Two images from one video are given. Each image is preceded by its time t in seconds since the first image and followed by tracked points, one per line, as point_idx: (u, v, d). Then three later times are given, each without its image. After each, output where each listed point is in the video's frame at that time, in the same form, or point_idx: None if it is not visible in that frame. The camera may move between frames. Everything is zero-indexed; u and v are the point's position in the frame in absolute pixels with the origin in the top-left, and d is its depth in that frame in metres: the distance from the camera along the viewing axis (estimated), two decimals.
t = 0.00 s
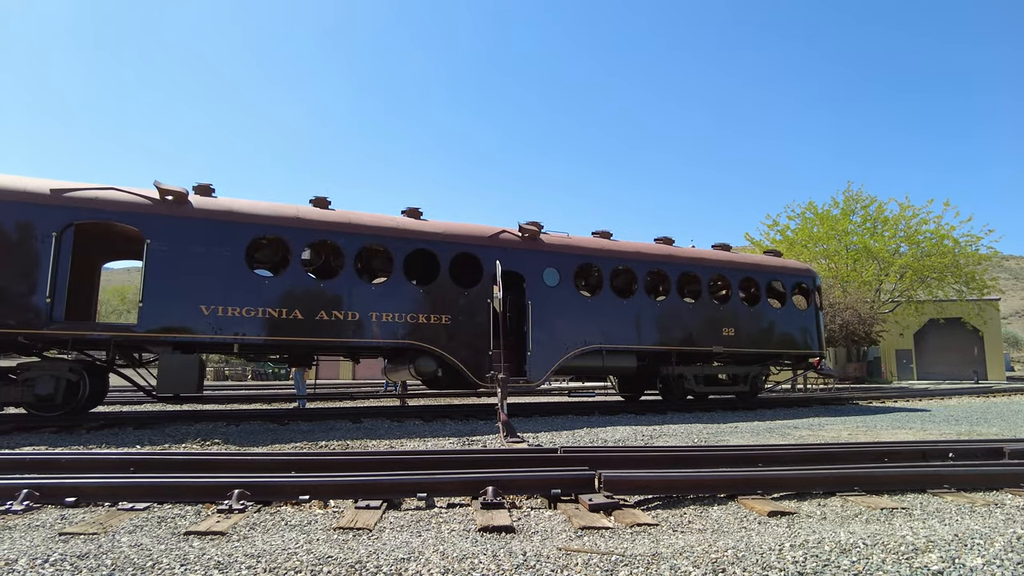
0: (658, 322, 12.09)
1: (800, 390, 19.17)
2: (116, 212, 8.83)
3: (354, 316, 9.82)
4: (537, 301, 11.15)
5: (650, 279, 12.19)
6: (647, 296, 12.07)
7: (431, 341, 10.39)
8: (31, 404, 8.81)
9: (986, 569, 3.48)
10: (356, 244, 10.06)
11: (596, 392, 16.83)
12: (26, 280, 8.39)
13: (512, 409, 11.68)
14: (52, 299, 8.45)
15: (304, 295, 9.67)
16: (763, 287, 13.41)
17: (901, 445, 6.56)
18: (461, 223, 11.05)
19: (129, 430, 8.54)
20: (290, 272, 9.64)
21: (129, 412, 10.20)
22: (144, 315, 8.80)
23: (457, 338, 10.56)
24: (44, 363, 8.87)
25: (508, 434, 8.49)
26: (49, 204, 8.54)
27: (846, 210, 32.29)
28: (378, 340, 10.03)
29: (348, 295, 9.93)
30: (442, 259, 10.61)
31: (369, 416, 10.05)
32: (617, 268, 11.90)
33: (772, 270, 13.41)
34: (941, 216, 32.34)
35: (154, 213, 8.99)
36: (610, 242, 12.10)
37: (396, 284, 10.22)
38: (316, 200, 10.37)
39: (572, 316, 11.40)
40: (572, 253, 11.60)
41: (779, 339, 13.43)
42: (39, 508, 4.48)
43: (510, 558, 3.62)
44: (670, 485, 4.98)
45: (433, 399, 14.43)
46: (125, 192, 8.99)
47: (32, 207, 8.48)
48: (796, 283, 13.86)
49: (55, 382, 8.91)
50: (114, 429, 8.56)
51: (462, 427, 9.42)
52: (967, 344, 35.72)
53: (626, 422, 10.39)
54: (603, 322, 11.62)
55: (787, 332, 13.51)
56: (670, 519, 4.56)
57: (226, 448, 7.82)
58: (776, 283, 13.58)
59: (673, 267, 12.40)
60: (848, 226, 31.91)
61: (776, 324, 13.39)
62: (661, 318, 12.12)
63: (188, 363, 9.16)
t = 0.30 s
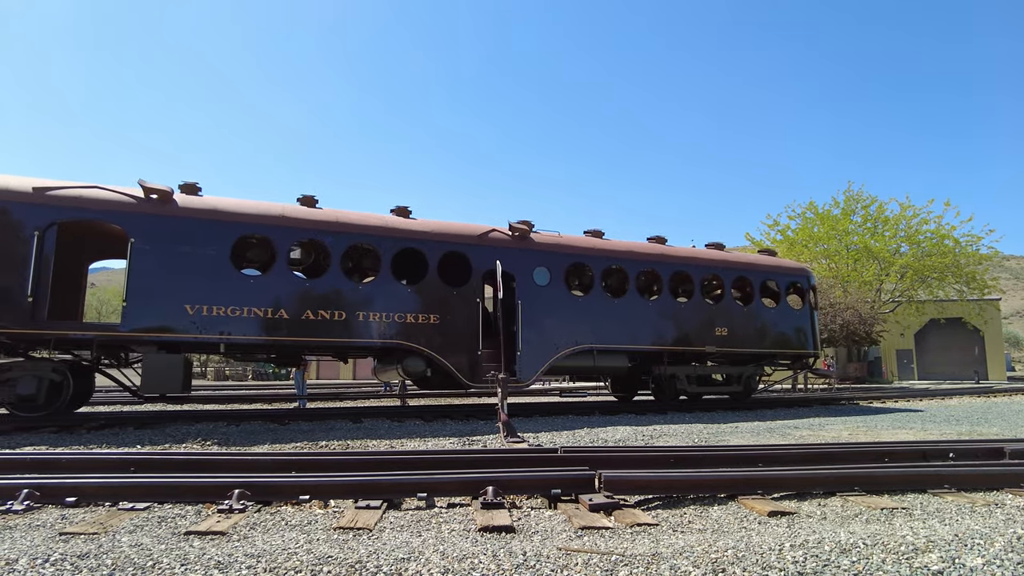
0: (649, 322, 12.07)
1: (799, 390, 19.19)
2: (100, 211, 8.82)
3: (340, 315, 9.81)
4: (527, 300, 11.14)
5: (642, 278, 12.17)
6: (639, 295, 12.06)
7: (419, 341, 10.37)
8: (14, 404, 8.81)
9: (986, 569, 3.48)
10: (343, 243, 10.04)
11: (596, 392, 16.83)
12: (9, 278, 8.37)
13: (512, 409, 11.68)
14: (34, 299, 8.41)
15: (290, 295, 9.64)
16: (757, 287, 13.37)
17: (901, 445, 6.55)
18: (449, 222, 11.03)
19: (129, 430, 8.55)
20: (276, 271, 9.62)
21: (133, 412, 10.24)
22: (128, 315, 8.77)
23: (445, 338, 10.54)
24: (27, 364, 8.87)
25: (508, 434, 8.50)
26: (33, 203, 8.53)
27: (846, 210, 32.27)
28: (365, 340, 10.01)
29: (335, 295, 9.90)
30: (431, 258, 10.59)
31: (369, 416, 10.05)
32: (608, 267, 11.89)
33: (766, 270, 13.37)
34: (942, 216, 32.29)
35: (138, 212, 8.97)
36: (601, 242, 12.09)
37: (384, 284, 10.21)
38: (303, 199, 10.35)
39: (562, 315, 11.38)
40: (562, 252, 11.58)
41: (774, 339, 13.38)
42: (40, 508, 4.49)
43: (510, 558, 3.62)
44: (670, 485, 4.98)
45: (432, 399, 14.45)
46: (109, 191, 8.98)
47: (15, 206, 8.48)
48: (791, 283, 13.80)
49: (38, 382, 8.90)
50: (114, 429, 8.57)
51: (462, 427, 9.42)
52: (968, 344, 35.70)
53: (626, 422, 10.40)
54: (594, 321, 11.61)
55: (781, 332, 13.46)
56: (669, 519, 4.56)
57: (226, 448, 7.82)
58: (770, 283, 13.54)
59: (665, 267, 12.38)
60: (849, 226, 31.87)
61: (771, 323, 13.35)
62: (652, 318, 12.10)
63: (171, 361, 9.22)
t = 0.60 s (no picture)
0: (641, 322, 12.06)
1: (799, 390, 19.20)
2: (84, 209, 8.79)
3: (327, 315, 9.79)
4: (517, 300, 11.13)
5: (633, 278, 12.15)
6: (630, 295, 12.04)
7: (408, 340, 10.34)
8: None
9: (986, 570, 3.48)
10: (331, 243, 10.01)
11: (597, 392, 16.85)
12: None
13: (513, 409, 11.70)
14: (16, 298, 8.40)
15: (277, 295, 9.61)
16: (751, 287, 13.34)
17: (901, 445, 6.55)
18: (439, 221, 10.99)
19: (130, 430, 8.56)
20: (263, 270, 9.60)
21: (134, 412, 10.27)
22: (112, 315, 8.75)
23: (434, 338, 10.51)
24: (10, 363, 8.85)
25: (508, 434, 8.50)
26: (17, 201, 8.52)
27: (847, 210, 32.24)
28: (352, 340, 9.97)
29: (323, 294, 9.86)
30: (420, 257, 10.57)
31: (370, 416, 10.06)
32: (599, 267, 11.88)
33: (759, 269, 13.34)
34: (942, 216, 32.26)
35: (123, 211, 8.94)
36: (593, 241, 12.08)
37: (372, 283, 10.17)
38: (291, 197, 10.32)
39: (553, 315, 11.38)
40: (553, 251, 11.58)
41: (769, 339, 13.36)
42: (41, 508, 4.50)
43: (510, 558, 3.62)
44: (670, 486, 4.98)
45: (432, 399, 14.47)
46: (93, 190, 8.95)
47: None
48: (786, 283, 13.79)
49: (21, 382, 8.86)
50: (115, 429, 8.59)
51: (463, 427, 9.44)
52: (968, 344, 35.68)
53: (627, 422, 10.41)
54: (585, 321, 11.60)
55: (776, 332, 13.44)
56: (669, 519, 4.56)
57: (226, 448, 7.83)
58: (764, 283, 13.52)
59: (657, 266, 12.36)
60: (849, 226, 31.83)
61: (765, 323, 13.33)
62: (644, 318, 12.09)
63: (156, 362, 9.14)
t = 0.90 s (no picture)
0: (633, 321, 12.05)
1: (799, 390, 19.21)
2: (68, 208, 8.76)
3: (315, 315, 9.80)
4: (509, 300, 11.13)
5: (626, 278, 12.15)
6: (623, 295, 12.04)
7: (397, 340, 10.34)
8: None
9: (986, 570, 3.48)
10: (319, 242, 9.99)
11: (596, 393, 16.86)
12: None
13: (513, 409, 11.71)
14: None
15: (264, 294, 9.61)
16: (745, 286, 13.32)
17: (901, 445, 6.55)
18: (429, 220, 10.98)
19: (131, 430, 8.58)
20: (251, 269, 9.59)
21: (134, 412, 10.29)
22: (97, 314, 8.75)
23: (423, 337, 10.50)
24: None
25: (509, 434, 8.52)
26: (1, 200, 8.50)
27: (848, 210, 32.22)
28: (340, 339, 9.96)
29: (312, 293, 9.86)
30: (409, 256, 10.56)
31: (371, 415, 10.07)
32: (591, 266, 11.87)
33: (754, 269, 13.31)
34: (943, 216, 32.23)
35: (108, 210, 8.93)
36: (585, 240, 12.07)
37: (360, 283, 10.17)
38: (280, 196, 10.31)
39: (544, 315, 11.38)
40: (544, 251, 11.57)
41: (763, 339, 13.33)
42: (42, 508, 4.50)
43: (510, 558, 3.63)
44: (670, 486, 4.98)
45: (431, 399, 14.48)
46: (79, 189, 8.95)
47: None
48: (781, 283, 13.77)
49: (6, 382, 8.86)
50: (116, 429, 8.60)
51: (463, 427, 9.45)
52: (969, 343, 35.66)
53: (627, 422, 10.42)
54: (576, 320, 11.60)
55: (771, 332, 13.43)
56: (669, 519, 4.56)
57: (227, 448, 7.84)
58: (758, 283, 13.50)
59: (650, 266, 12.34)
60: (850, 226, 31.83)
61: (760, 323, 13.31)
62: (636, 317, 12.08)
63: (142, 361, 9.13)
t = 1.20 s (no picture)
0: (627, 321, 12.05)
1: (800, 390, 19.21)
2: (55, 207, 8.75)
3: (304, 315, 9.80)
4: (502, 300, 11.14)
5: (619, 277, 12.14)
6: (617, 295, 12.04)
7: (388, 340, 10.34)
8: None
9: (986, 570, 3.48)
10: (309, 241, 9.99)
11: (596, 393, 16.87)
12: None
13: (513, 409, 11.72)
14: None
15: (253, 294, 9.61)
16: (740, 286, 13.32)
17: (901, 445, 6.55)
18: (420, 219, 10.98)
19: (131, 430, 8.59)
20: (240, 269, 9.58)
21: (134, 412, 10.34)
22: (85, 314, 8.74)
23: (414, 337, 10.51)
24: None
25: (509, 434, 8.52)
26: None
27: (849, 210, 32.21)
28: (329, 339, 9.95)
29: (301, 293, 9.85)
30: (400, 256, 10.56)
31: (371, 415, 10.07)
32: (584, 266, 11.87)
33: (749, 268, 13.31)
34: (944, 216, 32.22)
35: (96, 209, 8.92)
36: (579, 240, 12.06)
37: (350, 282, 10.17)
38: (270, 195, 10.31)
39: (537, 315, 11.38)
40: (537, 250, 11.57)
41: (759, 339, 13.32)
42: (42, 508, 4.50)
43: (510, 558, 3.63)
44: (670, 486, 4.98)
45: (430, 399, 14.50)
46: (66, 188, 8.94)
47: None
48: (776, 282, 13.76)
49: None
50: (116, 429, 8.61)
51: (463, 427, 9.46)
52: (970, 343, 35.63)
53: (627, 422, 10.42)
54: (570, 320, 11.60)
55: (767, 332, 13.42)
56: (669, 519, 4.56)
57: (227, 448, 7.84)
58: (754, 282, 13.49)
59: (643, 266, 12.33)
60: (850, 226, 31.82)
61: (757, 323, 13.31)
62: (630, 317, 12.08)
63: (130, 362, 9.15)
